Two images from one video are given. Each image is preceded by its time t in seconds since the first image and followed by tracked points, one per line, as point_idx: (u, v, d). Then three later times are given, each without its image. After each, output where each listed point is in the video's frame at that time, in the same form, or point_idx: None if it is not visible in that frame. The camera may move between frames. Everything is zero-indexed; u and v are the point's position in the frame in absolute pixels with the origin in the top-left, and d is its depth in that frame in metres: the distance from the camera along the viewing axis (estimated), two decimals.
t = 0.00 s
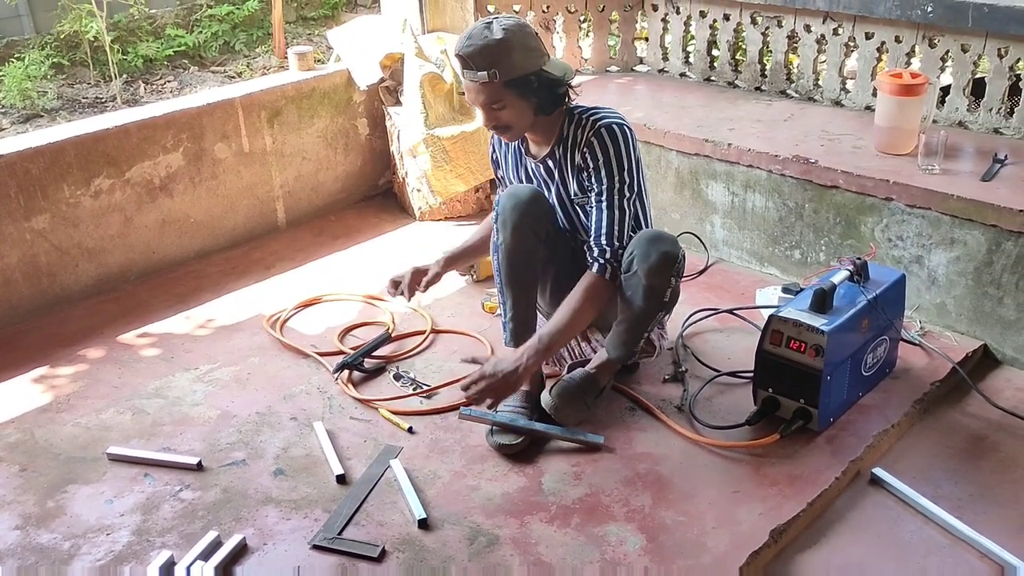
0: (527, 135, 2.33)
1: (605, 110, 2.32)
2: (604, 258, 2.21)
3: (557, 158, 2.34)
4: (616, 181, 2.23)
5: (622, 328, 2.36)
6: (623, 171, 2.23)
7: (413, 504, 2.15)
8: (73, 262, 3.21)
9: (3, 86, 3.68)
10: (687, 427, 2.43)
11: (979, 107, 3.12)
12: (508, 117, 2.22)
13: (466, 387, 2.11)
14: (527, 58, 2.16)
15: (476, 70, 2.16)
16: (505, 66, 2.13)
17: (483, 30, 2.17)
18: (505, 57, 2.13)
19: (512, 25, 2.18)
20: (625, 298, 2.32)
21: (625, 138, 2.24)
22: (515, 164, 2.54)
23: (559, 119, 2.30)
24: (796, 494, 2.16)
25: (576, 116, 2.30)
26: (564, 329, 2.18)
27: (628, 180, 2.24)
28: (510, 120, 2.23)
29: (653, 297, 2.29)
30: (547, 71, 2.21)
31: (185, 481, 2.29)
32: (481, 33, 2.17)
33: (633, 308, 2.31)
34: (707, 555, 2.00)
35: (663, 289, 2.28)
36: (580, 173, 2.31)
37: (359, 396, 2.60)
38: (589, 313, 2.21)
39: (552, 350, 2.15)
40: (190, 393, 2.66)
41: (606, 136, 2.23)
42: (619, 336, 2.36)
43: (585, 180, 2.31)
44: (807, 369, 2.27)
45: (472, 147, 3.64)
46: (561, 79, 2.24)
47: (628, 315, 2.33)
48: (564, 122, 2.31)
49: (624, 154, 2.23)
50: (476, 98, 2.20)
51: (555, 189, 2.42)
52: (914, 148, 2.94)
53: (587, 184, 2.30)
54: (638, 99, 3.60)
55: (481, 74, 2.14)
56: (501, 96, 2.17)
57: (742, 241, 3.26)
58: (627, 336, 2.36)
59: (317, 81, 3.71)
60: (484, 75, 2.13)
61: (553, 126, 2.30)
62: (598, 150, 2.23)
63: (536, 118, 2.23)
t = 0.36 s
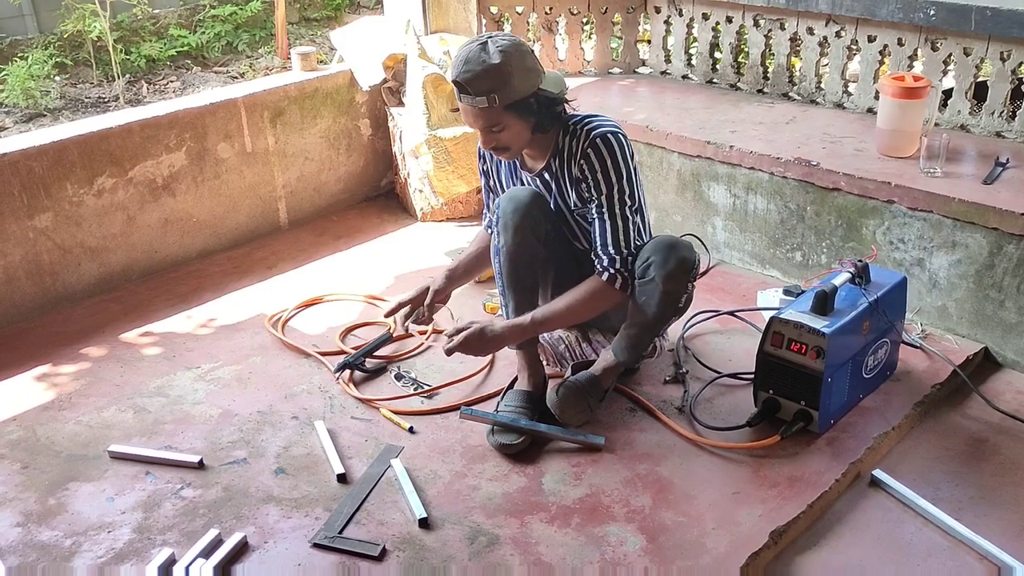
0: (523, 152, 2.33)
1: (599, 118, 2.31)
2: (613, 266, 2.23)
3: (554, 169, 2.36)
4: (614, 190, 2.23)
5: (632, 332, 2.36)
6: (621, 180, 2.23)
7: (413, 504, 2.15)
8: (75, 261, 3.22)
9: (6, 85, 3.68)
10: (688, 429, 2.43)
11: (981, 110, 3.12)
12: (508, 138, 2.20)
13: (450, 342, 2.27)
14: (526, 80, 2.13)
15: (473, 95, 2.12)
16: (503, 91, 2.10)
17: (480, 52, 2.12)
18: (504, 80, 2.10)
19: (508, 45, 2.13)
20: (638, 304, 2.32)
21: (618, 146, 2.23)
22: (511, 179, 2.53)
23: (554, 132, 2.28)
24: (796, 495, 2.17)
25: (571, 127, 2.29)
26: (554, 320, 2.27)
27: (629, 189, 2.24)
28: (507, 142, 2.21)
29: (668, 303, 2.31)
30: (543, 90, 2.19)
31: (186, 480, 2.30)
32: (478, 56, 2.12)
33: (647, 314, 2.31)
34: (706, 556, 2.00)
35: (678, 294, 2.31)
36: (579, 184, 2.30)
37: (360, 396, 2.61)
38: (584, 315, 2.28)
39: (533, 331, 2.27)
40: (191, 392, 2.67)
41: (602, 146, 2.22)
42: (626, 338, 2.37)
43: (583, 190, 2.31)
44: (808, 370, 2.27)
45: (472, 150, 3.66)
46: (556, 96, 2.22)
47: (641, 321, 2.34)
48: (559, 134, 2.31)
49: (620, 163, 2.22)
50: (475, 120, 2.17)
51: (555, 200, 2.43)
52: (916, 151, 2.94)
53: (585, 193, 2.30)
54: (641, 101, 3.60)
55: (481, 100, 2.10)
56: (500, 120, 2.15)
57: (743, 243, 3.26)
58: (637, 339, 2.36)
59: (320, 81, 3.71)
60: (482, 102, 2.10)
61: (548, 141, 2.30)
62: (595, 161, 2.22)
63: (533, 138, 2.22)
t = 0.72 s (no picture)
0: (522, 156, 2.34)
1: (594, 119, 2.35)
2: (638, 241, 2.16)
3: (554, 171, 2.38)
4: (620, 182, 2.23)
5: (640, 336, 2.39)
6: (626, 171, 2.23)
7: (413, 504, 2.15)
8: (78, 260, 3.22)
9: (11, 84, 3.69)
10: (689, 431, 2.43)
11: (984, 114, 3.12)
12: (496, 143, 2.20)
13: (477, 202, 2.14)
14: (504, 81, 2.13)
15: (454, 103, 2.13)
16: (483, 95, 2.11)
17: (456, 62, 2.13)
18: (482, 83, 2.10)
19: (483, 52, 2.15)
20: (650, 306, 2.36)
21: (616, 142, 2.25)
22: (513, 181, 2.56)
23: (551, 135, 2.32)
24: (796, 498, 2.17)
25: (568, 128, 2.32)
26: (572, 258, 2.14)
27: (634, 178, 2.25)
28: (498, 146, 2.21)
29: (681, 307, 2.35)
30: (526, 91, 2.19)
31: (187, 479, 2.30)
32: (453, 65, 2.13)
33: (659, 318, 2.36)
34: (707, 558, 2.00)
35: (690, 299, 2.35)
36: (583, 181, 2.32)
37: (361, 396, 2.61)
38: (605, 273, 2.14)
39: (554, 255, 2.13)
40: (193, 392, 2.67)
41: (601, 143, 2.24)
42: (635, 342, 2.39)
43: (586, 188, 2.32)
44: (810, 373, 2.27)
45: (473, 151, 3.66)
46: (541, 97, 2.22)
47: (654, 324, 2.37)
48: (556, 137, 2.34)
49: (622, 157, 2.24)
50: (461, 128, 2.18)
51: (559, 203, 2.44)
52: (919, 154, 2.94)
53: (588, 190, 2.31)
54: (644, 103, 3.61)
55: (461, 107, 2.11)
56: (484, 124, 2.15)
57: (746, 245, 3.26)
58: (647, 343, 2.38)
59: (323, 82, 3.72)
60: (462, 108, 2.11)
61: (545, 144, 2.32)
62: (595, 157, 2.24)
63: (523, 139, 2.22)
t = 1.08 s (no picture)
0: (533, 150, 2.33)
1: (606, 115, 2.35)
2: (637, 229, 2.23)
3: (564, 166, 2.36)
4: (626, 175, 2.25)
5: (640, 336, 2.38)
6: (633, 166, 2.26)
7: (416, 506, 2.15)
8: (83, 261, 3.24)
9: (17, 85, 3.71)
10: (692, 434, 2.43)
11: (988, 119, 3.12)
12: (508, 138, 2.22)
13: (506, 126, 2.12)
14: (519, 79, 2.14)
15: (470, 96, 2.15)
16: (497, 91, 2.13)
17: (473, 56, 2.14)
18: (496, 80, 2.12)
19: (502, 47, 2.14)
20: (648, 305, 2.35)
21: (628, 138, 2.26)
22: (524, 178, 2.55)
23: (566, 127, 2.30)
24: (799, 502, 2.17)
25: (580, 123, 2.32)
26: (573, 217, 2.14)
27: (641, 174, 2.27)
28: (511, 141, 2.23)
29: (676, 306, 2.34)
30: (540, 87, 2.20)
31: (191, 480, 2.31)
32: (471, 58, 2.14)
33: (657, 317, 2.35)
34: (709, 562, 2.00)
35: (686, 298, 2.33)
36: (591, 175, 2.32)
37: (364, 398, 2.62)
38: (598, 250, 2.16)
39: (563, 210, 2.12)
40: (197, 393, 2.68)
41: (612, 138, 2.25)
42: (633, 343, 2.38)
43: (594, 184, 2.33)
44: (813, 377, 2.27)
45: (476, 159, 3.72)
46: (554, 93, 2.23)
47: (652, 324, 2.36)
48: (569, 131, 2.33)
49: (630, 153, 2.26)
50: (474, 120, 2.21)
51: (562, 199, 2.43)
52: (923, 159, 2.94)
53: (595, 186, 2.32)
54: (648, 106, 3.61)
55: (475, 102, 2.13)
56: (496, 119, 2.18)
57: (749, 249, 3.26)
58: (645, 343, 2.37)
59: (328, 84, 3.73)
60: (477, 102, 2.13)
61: (558, 137, 2.31)
62: (606, 152, 2.25)
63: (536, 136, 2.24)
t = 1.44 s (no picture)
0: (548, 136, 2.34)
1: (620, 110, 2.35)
2: (632, 221, 2.16)
3: (574, 155, 2.37)
4: (631, 168, 2.22)
5: (639, 334, 2.36)
6: (639, 162, 2.23)
7: (419, 506, 2.15)
8: (88, 259, 3.24)
9: (23, 83, 3.72)
10: (695, 434, 2.43)
11: (994, 120, 3.11)
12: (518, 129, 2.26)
13: (521, 109, 2.16)
14: (525, 76, 2.14)
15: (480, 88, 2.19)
16: (504, 88, 2.15)
17: (482, 52, 2.15)
18: (501, 76, 2.14)
19: (511, 44, 2.13)
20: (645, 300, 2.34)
21: (638, 133, 2.25)
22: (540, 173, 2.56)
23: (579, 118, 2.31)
24: (803, 503, 2.16)
25: (594, 115, 2.33)
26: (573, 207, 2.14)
27: (647, 171, 2.24)
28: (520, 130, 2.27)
29: (673, 301, 2.32)
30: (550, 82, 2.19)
31: (194, 478, 2.31)
32: (480, 53, 2.15)
33: (654, 313, 2.33)
34: (712, 562, 2.00)
35: (682, 294, 2.32)
36: (597, 167, 2.31)
37: (368, 397, 2.62)
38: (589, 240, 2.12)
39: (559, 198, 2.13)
40: (201, 391, 2.68)
41: (622, 131, 2.24)
42: (632, 341, 2.37)
43: (600, 176, 2.30)
44: (816, 378, 2.26)
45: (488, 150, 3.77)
46: (564, 88, 2.23)
47: (649, 321, 2.34)
48: (582, 123, 2.33)
49: (638, 149, 2.24)
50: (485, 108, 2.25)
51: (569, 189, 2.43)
52: (929, 160, 2.93)
53: (601, 178, 2.29)
54: (653, 106, 3.61)
55: (484, 96, 2.17)
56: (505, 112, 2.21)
57: (754, 249, 3.26)
58: (643, 339, 2.36)
59: (333, 83, 3.73)
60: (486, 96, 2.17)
61: (571, 127, 2.32)
62: (614, 143, 2.24)
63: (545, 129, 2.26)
